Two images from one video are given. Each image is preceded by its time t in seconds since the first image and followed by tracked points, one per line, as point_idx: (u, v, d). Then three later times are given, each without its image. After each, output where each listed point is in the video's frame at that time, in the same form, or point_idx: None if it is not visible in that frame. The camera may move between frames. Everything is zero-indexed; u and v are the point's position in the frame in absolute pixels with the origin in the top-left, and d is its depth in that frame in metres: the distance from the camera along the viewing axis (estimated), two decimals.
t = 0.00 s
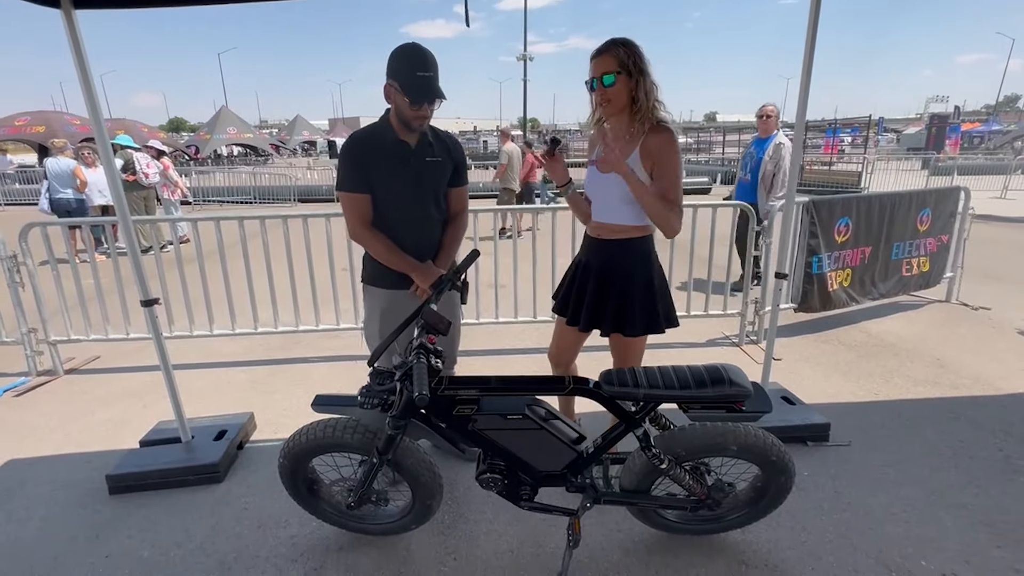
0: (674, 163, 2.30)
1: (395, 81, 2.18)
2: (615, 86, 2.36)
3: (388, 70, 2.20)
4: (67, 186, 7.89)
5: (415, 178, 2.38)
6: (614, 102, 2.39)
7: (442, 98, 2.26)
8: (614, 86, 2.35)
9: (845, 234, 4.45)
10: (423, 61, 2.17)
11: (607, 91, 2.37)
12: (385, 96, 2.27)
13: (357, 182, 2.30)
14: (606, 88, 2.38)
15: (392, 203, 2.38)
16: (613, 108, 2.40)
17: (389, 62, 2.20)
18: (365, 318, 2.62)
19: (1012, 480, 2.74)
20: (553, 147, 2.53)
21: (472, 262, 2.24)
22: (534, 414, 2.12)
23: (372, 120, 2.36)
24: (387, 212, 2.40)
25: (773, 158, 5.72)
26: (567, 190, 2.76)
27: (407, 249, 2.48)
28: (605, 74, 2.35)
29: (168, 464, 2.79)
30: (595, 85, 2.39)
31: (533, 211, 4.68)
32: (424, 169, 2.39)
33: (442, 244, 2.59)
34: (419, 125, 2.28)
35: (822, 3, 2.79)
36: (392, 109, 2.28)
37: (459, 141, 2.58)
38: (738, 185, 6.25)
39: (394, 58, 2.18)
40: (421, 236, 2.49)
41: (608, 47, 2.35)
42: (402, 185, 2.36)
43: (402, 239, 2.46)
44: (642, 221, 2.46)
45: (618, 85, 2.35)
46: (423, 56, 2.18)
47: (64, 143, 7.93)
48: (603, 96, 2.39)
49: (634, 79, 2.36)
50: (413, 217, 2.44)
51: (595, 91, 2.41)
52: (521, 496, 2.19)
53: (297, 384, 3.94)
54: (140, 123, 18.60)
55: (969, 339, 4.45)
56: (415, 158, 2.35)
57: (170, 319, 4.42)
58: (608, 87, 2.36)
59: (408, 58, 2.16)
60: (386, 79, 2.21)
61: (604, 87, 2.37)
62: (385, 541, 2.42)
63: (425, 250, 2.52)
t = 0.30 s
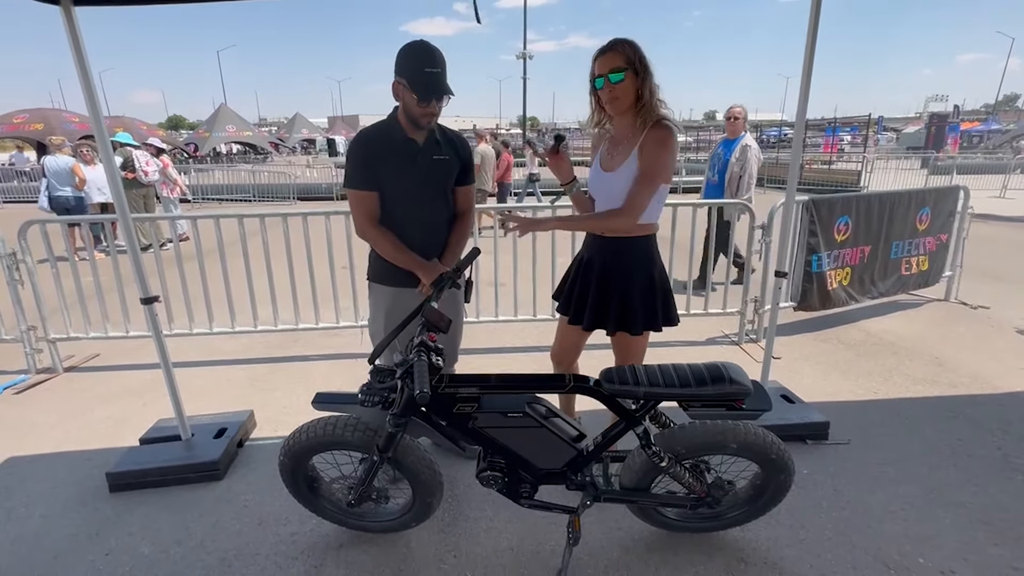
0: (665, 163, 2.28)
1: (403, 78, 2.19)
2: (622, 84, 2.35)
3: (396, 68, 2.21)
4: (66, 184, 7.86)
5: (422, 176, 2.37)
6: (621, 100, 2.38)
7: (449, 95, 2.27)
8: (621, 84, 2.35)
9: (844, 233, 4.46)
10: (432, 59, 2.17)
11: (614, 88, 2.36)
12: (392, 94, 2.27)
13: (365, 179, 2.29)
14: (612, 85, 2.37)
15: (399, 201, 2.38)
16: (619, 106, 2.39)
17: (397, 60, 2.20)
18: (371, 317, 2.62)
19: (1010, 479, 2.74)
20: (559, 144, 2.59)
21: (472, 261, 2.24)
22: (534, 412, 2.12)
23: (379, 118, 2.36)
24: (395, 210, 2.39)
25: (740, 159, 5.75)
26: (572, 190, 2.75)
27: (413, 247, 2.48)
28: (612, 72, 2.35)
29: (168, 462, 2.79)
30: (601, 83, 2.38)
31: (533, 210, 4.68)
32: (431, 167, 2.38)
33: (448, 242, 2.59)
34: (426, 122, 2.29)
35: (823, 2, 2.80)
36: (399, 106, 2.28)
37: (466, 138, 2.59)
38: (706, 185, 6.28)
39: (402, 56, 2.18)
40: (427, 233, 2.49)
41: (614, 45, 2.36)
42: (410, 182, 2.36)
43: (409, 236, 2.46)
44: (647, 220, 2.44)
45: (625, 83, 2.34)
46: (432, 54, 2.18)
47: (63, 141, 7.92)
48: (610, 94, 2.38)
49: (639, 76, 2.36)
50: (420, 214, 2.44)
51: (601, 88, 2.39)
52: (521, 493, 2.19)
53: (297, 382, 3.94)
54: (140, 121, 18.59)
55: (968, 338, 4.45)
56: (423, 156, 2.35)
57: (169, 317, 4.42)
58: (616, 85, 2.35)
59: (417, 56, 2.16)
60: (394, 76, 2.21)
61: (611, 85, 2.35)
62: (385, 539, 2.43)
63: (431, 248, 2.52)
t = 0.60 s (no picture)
0: (667, 163, 2.28)
1: (410, 76, 2.18)
2: (629, 82, 2.34)
3: (401, 67, 2.21)
4: (63, 183, 7.86)
5: (426, 175, 2.37)
6: (627, 97, 2.37)
7: (455, 92, 2.27)
8: (628, 81, 2.34)
9: (843, 233, 4.46)
10: (437, 57, 2.17)
11: (622, 85, 2.35)
12: (399, 92, 2.26)
13: (369, 179, 2.29)
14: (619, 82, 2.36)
15: (403, 200, 2.38)
16: (624, 104, 2.38)
17: (402, 59, 2.20)
18: (373, 317, 2.63)
19: (1008, 479, 2.75)
20: (559, 140, 2.61)
21: (471, 261, 2.25)
22: (532, 411, 2.12)
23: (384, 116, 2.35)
24: (398, 209, 2.40)
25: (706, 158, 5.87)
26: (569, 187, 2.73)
27: (416, 246, 2.48)
28: (621, 68, 2.34)
29: (166, 461, 2.79)
30: (608, 79, 2.36)
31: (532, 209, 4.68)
32: (435, 166, 2.38)
33: (452, 241, 2.59)
34: (434, 120, 2.29)
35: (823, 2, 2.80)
36: (404, 106, 2.28)
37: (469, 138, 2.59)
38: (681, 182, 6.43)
39: (407, 55, 2.18)
40: (431, 232, 2.48)
41: (621, 42, 2.36)
42: (414, 181, 2.36)
43: (412, 236, 2.45)
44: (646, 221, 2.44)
45: (633, 81, 2.34)
46: (437, 53, 2.18)
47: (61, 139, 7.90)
48: (616, 91, 2.36)
49: (645, 76, 2.37)
50: (424, 213, 2.43)
51: (607, 84, 2.37)
52: (520, 493, 2.19)
53: (296, 382, 3.94)
54: (138, 119, 18.55)
55: (966, 338, 4.46)
56: (427, 156, 2.35)
57: (168, 316, 4.41)
58: (623, 82, 2.34)
59: (422, 55, 2.16)
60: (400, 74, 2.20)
61: (618, 81, 2.34)
62: (384, 538, 2.43)
63: (434, 248, 2.52)
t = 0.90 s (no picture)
0: (663, 160, 2.25)
1: (414, 68, 2.17)
2: (624, 82, 2.33)
3: (399, 61, 2.19)
4: (60, 182, 7.83)
5: (425, 173, 2.34)
6: (622, 97, 2.36)
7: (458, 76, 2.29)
8: (623, 81, 2.33)
9: (843, 233, 4.45)
10: (435, 47, 2.20)
11: (617, 85, 2.34)
12: (399, 89, 2.23)
13: (364, 177, 2.28)
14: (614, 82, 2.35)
15: (400, 199, 2.35)
16: (619, 104, 2.37)
17: (400, 52, 2.19)
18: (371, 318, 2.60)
19: (1007, 480, 2.74)
20: (556, 141, 2.59)
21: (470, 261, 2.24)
22: (531, 412, 2.11)
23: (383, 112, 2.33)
24: (395, 208, 2.37)
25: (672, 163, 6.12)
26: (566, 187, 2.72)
27: (413, 246, 2.45)
28: (615, 68, 2.33)
29: (163, 461, 2.77)
30: (603, 79, 2.35)
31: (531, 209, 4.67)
32: (433, 165, 2.36)
33: (449, 241, 2.56)
34: (439, 109, 2.28)
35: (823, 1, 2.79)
36: (407, 101, 2.24)
37: (467, 136, 2.58)
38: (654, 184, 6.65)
39: (406, 48, 2.17)
40: (428, 233, 2.46)
41: (615, 41, 2.34)
42: (412, 179, 2.33)
43: (409, 236, 2.43)
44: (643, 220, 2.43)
45: (628, 80, 2.33)
46: (435, 44, 2.20)
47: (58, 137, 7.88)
48: (612, 91, 2.35)
49: (639, 75, 2.37)
50: (421, 213, 2.41)
51: (602, 84, 2.37)
52: (519, 494, 2.18)
53: (294, 381, 3.93)
54: (136, 117, 18.49)
55: (966, 339, 4.45)
56: (425, 154, 2.33)
57: (165, 315, 4.39)
58: (618, 82, 2.33)
59: (422, 46, 2.17)
60: (402, 70, 2.19)
61: (613, 81, 2.33)
62: (381, 539, 2.42)
63: (432, 248, 2.49)
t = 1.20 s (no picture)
0: (665, 162, 2.28)
1: (414, 70, 2.17)
2: (620, 81, 2.33)
3: (397, 61, 2.18)
4: (59, 181, 7.81)
5: (420, 175, 2.34)
6: (618, 97, 2.35)
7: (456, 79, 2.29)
8: (619, 80, 2.33)
9: (843, 234, 4.45)
10: (434, 48, 2.19)
11: (613, 84, 2.33)
12: (397, 89, 2.22)
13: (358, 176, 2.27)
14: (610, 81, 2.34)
15: (393, 200, 2.34)
16: (615, 104, 2.37)
17: (398, 52, 2.17)
18: (369, 320, 2.60)
19: (1007, 481, 2.74)
20: (554, 141, 2.57)
21: (469, 261, 2.24)
22: (531, 413, 2.10)
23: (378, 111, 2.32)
24: (388, 208, 2.36)
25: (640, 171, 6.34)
26: (565, 188, 2.71)
27: (408, 248, 2.43)
28: (610, 67, 2.32)
29: (162, 461, 2.76)
30: (599, 78, 2.34)
31: (531, 209, 4.66)
32: (430, 166, 2.35)
33: (443, 243, 2.55)
34: (438, 112, 2.28)
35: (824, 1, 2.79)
36: (404, 102, 2.24)
37: (463, 139, 2.58)
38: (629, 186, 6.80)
39: (404, 49, 2.16)
40: (423, 235, 2.45)
41: (612, 40, 2.34)
42: (407, 181, 2.32)
43: (404, 238, 2.41)
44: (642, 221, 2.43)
45: (624, 80, 2.33)
46: (433, 45, 2.19)
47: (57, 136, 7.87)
48: (607, 91, 2.35)
49: (636, 73, 2.36)
50: (416, 215, 2.40)
51: (598, 83, 2.36)
52: (519, 495, 2.17)
53: (293, 381, 3.92)
54: (136, 116, 18.47)
55: (966, 340, 4.45)
56: (421, 155, 2.32)
57: (164, 315, 4.38)
58: (614, 81, 2.32)
59: (421, 47, 2.16)
60: (401, 69, 2.17)
61: (609, 80, 2.33)
62: (380, 540, 2.41)
63: (426, 250, 2.48)
